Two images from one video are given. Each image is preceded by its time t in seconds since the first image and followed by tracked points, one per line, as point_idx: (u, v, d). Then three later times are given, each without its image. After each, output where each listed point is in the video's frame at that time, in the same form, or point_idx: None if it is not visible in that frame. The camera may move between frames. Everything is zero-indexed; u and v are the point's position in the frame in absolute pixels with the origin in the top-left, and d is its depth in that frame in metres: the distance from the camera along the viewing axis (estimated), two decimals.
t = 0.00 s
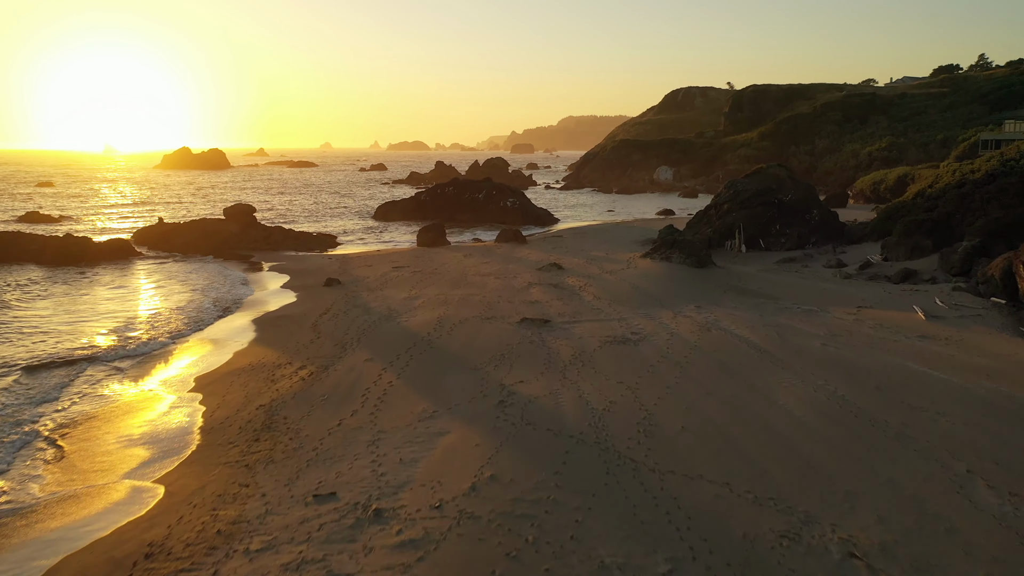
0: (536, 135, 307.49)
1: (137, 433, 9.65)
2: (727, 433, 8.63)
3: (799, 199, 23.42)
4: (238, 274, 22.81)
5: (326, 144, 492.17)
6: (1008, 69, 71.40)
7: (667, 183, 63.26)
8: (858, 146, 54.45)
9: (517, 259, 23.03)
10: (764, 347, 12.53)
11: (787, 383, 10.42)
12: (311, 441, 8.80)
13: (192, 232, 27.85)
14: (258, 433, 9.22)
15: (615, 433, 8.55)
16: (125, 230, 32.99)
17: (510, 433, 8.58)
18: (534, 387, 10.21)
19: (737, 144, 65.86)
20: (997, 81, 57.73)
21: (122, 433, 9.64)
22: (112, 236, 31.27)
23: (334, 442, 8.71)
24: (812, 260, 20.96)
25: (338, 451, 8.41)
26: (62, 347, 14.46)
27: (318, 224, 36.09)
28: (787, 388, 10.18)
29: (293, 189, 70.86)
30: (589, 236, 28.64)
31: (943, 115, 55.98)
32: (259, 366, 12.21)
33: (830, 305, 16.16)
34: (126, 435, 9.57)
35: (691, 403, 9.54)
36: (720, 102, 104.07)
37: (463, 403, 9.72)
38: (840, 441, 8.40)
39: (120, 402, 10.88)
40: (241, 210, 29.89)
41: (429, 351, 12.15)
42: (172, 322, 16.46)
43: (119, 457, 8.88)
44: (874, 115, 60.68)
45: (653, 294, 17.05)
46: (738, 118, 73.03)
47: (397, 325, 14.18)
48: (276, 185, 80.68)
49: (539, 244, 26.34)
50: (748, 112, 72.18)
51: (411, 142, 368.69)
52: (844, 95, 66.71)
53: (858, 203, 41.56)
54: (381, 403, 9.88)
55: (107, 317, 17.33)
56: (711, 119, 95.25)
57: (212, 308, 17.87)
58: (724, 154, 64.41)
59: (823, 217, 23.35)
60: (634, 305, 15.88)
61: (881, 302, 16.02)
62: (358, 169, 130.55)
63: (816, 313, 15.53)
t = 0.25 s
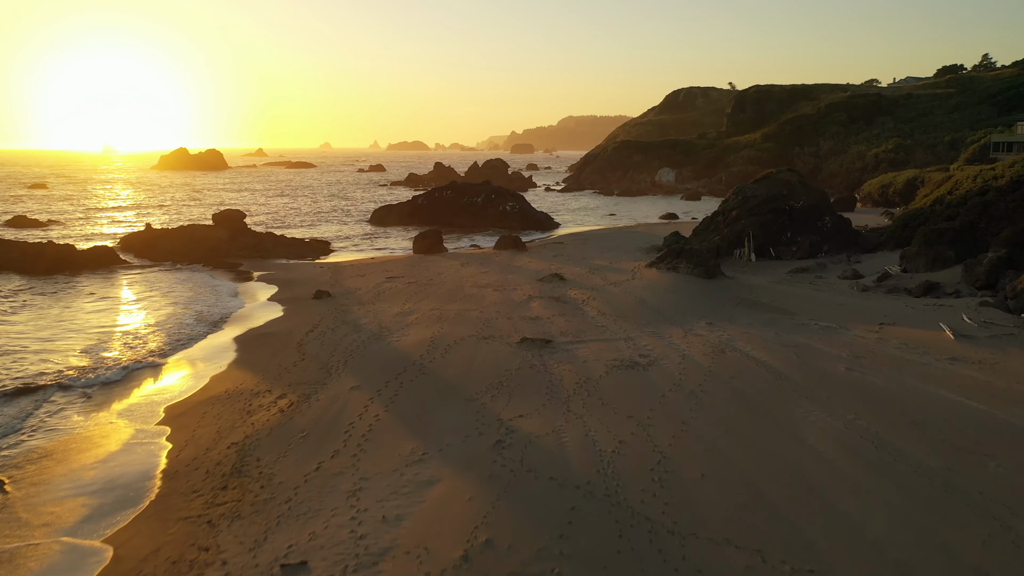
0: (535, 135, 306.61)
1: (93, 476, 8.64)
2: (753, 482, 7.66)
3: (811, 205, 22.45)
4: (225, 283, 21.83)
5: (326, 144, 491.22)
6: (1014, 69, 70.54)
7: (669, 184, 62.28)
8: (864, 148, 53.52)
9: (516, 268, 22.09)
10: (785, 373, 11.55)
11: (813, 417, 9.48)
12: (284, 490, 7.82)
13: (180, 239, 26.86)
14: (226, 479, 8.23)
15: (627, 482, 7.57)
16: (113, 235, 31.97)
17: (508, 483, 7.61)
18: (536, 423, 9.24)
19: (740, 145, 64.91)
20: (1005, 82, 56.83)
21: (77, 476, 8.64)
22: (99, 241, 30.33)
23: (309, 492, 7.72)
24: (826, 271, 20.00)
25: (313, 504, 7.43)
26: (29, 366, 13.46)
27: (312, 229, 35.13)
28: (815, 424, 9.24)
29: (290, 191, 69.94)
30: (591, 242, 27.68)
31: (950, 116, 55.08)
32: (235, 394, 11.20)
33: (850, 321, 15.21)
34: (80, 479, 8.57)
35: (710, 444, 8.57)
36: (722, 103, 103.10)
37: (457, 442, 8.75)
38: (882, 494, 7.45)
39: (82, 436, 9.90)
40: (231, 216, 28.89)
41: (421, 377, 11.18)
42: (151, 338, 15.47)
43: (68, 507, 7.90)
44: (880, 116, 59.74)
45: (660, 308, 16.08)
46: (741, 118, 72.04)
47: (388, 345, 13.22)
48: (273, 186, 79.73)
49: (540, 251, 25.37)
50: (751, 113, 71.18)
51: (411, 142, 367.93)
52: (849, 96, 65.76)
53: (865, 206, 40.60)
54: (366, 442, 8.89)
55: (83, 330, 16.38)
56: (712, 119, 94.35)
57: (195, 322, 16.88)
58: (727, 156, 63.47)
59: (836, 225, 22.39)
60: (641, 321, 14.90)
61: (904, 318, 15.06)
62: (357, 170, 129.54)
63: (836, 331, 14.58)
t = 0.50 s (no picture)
0: (535, 135, 305.82)
1: (43, 524, 7.76)
2: (782, 538, 6.80)
3: (822, 211, 21.57)
4: (213, 293, 20.96)
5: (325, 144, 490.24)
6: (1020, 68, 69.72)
7: (671, 186, 61.46)
8: (869, 149, 52.67)
9: (516, 277, 21.25)
10: (806, 400, 10.69)
11: (842, 455, 8.64)
12: (255, 546, 6.96)
13: (168, 245, 25.98)
14: (191, 532, 7.37)
15: (640, 540, 6.71)
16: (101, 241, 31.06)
17: (506, 540, 6.75)
18: (537, 462, 8.39)
19: (742, 146, 64.07)
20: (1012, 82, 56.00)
21: (25, 525, 7.75)
22: (87, 248, 29.53)
23: (282, 549, 6.85)
24: (840, 281, 19.15)
25: (285, 566, 6.56)
26: None
27: (307, 233, 34.31)
28: (844, 464, 8.39)
29: (288, 193, 69.19)
30: (593, 248, 26.86)
31: (956, 117, 54.26)
32: (210, 424, 10.34)
33: (869, 337, 14.34)
34: (28, 528, 7.69)
35: (731, 490, 7.72)
36: (723, 103, 102.28)
37: (449, 486, 7.89)
38: (927, 553, 6.62)
39: (39, 473, 9.03)
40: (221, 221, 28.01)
41: (412, 405, 10.32)
42: (129, 354, 14.60)
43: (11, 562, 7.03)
44: (884, 117, 58.92)
45: (667, 323, 15.24)
46: (743, 119, 71.17)
47: (378, 366, 12.36)
48: (270, 188, 78.94)
49: (540, 259, 24.51)
50: (753, 113, 70.27)
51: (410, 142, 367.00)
52: (853, 97, 64.93)
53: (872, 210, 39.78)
54: (348, 485, 8.03)
55: (59, 346, 15.54)
56: (714, 120, 93.51)
57: (178, 337, 16.03)
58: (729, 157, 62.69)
59: (848, 232, 21.53)
60: (648, 338, 14.05)
61: (926, 335, 14.18)
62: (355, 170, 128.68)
63: (855, 349, 13.72)
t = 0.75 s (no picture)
0: (535, 135, 304.91)
1: None
2: None
3: (836, 219, 20.61)
4: (197, 306, 19.99)
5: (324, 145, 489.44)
6: None
7: (673, 189, 60.53)
8: (876, 151, 51.72)
9: (516, 288, 20.28)
10: (835, 437, 9.70)
11: (883, 510, 7.67)
12: None
13: (151, 253, 24.93)
14: None
15: None
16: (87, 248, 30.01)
17: None
18: (538, 518, 7.43)
19: (745, 148, 63.14)
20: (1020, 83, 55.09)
21: None
22: (73, 255, 28.61)
23: None
24: (856, 294, 18.19)
25: None
26: None
27: (301, 239, 33.34)
28: (886, 521, 7.44)
29: (284, 195, 68.28)
30: (595, 257, 25.89)
31: (964, 118, 53.35)
32: (177, 465, 9.35)
33: (894, 359, 13.37)
34: None
35: (761, 557, 6.76)
36: (725, 104, 101.34)
37: (438, 548, 6.93)
38: None
39: None
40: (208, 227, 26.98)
41: (400, 444, 9.35)
42: (101, 376, 13.59)
43: None
44: (890, 118, 57.97)
45: (677, 342, 14.28)
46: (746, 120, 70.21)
47: (365, 394, 11.38)
48: (267, 190, 78.05)
49: (541, 268, 23.55)
50: (756, 114, 69.27)
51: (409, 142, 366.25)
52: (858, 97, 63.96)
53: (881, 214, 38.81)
54: (324, 547, 7.06)
55: (27, 366, 14.55)
56: (716, 121, 92.57)
57: (155, 356, 15.03)
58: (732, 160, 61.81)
59: (862, 241, 20.58)
60: (657, 361, 13.06)
61: (956, 356, 13.18)
62: (353, 171, 127.66)
63: (881, 372, 12.75)
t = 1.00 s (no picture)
0: (535, 135, 304.11)
1: None
2: None
3: (849, 227, 19.76)
4: (183, 318, 19.15)
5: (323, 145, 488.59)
6: None
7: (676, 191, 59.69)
8: (881, 153, 50.89)
9: (515, 300, 19.42)
10: (865, 477, 8.84)
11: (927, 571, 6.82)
12: None
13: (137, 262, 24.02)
14: None
15: None
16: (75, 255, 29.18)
17: None
18: None
19: (748, 150, 62.36)
20: None
21: None
22: (59, 262, 27.74)
23: None
24: (873, 307, 17.34)
25: None
26: None
27: (295, 244, 32.48)
28: None
29: (281, 197, 67.47)
30: (598, 264, 25.03)
31: (971, 119, 52.50)
32: (142, 509, 8.50)
33: (920, 381, 12.51)
34: None
35: None
36: (726, 104, 100.54)
37: None
38: None
39: None
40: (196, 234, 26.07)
41: (388, 485, 8.49)
42: (73, 399, 12.74)
43: None
44: (895, 120, 57.16)
45: (686, 362, 13.42)
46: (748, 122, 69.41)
47: (352, 423, 10.51)
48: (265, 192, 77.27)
49: (541, 277, 22.73)
50: (759, 115, 68.44)
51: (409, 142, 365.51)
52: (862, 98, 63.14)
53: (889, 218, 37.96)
54: None
55: None
56: (717, 122, 91.77)
57: (133, 375, 14.18)
58: (735, 162, 61.17)
59: (877, 250, 19.74)
60: (666, 384, 12.20)
61: (986, 378, 12.32)
62: (352, 173, 126.89)
63: (906, 396, 11.90)
